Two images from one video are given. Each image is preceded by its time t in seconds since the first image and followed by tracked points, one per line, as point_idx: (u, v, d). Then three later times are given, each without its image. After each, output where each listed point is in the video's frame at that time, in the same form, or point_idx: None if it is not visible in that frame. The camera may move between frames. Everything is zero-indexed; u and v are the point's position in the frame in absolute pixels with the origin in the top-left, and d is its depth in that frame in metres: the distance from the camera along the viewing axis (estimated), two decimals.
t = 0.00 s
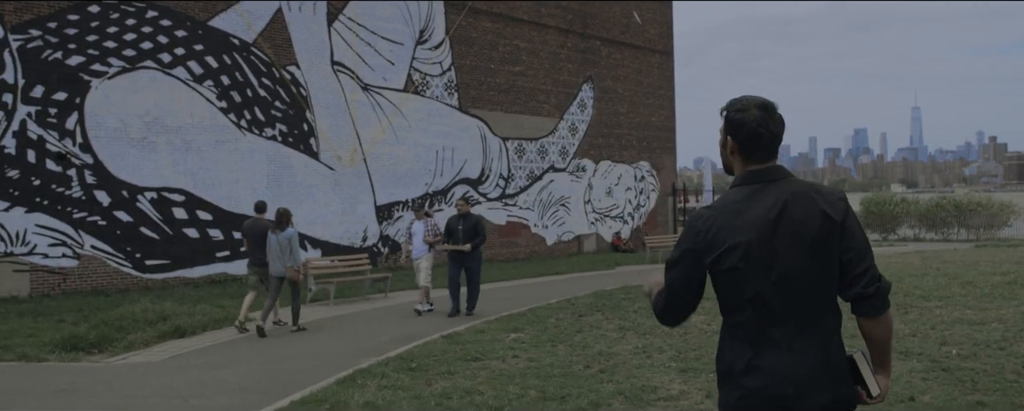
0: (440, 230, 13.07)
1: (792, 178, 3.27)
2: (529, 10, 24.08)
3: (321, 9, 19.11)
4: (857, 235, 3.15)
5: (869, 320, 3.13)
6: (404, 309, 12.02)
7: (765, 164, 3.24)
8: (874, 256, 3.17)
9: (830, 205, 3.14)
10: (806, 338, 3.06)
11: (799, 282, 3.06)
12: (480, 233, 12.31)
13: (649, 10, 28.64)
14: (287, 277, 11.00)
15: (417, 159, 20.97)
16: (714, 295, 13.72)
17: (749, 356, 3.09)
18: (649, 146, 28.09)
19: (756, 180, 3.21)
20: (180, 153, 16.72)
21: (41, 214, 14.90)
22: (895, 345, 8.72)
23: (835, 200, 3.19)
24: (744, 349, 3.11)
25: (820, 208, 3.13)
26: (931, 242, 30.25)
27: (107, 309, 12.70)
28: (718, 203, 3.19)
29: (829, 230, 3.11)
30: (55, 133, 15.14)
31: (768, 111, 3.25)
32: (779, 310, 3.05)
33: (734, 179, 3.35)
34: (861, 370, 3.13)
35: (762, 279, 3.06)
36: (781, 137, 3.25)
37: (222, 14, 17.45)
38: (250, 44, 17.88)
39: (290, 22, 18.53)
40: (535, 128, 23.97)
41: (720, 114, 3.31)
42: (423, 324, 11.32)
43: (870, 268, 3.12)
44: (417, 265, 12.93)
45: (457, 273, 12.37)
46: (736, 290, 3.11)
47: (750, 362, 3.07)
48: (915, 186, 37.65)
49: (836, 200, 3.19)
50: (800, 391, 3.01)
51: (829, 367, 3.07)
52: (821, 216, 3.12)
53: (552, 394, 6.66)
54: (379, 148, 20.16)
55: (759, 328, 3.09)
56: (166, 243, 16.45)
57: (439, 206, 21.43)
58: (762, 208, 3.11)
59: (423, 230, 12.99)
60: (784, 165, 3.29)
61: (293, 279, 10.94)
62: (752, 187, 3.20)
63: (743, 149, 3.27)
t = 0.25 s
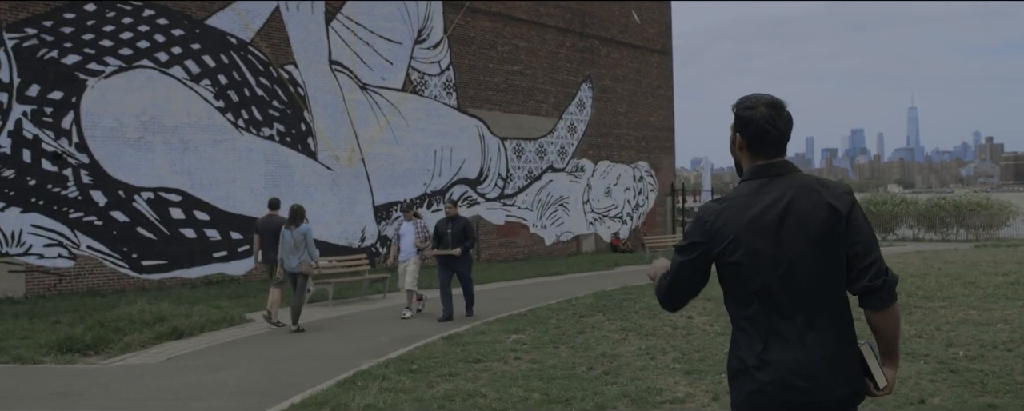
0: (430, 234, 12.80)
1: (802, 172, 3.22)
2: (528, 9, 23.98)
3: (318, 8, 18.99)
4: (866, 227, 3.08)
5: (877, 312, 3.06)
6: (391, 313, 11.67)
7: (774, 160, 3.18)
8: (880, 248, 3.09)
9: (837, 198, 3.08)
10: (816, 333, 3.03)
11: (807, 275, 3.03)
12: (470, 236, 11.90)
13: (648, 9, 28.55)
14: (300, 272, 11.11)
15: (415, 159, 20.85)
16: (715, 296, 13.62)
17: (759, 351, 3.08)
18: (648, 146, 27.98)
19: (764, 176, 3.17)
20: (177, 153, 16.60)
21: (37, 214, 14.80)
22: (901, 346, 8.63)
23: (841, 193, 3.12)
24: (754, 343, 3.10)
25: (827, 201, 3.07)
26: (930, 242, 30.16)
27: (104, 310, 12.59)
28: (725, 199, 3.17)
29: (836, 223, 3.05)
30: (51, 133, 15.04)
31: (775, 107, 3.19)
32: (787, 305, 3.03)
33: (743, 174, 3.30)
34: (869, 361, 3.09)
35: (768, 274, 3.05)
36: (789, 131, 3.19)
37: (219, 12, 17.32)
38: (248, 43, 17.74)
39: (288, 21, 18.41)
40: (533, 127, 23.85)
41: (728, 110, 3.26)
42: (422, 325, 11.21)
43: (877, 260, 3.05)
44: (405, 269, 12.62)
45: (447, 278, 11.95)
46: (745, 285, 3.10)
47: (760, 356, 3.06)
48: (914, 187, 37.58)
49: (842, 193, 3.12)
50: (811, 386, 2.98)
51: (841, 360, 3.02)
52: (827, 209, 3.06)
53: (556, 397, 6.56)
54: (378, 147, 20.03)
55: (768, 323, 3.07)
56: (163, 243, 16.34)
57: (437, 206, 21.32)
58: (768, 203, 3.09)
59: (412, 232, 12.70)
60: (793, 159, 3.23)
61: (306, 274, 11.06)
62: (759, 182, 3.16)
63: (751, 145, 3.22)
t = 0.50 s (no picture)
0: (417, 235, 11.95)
1: (817, 176, 3.25)
2: (526, 9, 23.89)
3: (316, 8, 18.87)
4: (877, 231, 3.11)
5: (885, 315, 3.07)
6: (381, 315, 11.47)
7: (790, 164, 3.21)
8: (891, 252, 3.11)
9: (851, 202, 3.12)
10: (827, 333, 3.07)
11: (820, 278, 3.07)
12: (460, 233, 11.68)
13: (646, 9, 28.48)
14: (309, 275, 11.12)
15: (413, 160, 20.73)
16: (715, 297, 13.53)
17: (772, 350, 3.12)
18: (646, 147, 27.89)
19: (781, 179, 3.20)
20: (173, 154, 16.49)
21: (32, 215, 14.69)
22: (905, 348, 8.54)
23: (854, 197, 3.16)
24: (768, 342, 3.15)
25: (840, 206, 3.11)
26: (929, 242, 30.05)
27: (100, 312, 12.48)
28: (742, 201, 3.20)
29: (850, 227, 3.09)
30: (46, 133, 14.93)
31: (794, 111, 3.20)
32: (800, 305, 3.08)
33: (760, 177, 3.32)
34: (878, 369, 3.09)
35: (783, 275, 3.09)
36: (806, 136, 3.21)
37: (215, 12, 17.20)
38: (245, 43, 17.63)
39: (285, 21, 18.30)
40: (531, 128, 23.74)
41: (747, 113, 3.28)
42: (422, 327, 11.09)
43: (886, 264, 3.06)
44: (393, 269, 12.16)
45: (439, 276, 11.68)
46: (760, 286, 3.14)
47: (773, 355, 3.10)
48: (911, 187, 37.53)
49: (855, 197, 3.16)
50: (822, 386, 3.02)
51: (851, 362, 3.06)
52: (841, 213, 3.10)
53: (558, 401, 6.47)
54: (375, 148, 19.92)
55: (781, 323, 3.12)
56: (159, 244, 16.24)
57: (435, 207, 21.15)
58: (784, 205, 3.13)
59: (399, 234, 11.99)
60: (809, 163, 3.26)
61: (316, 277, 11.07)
62: (774, 186, 3.20)
63: (768, 149, 3.24)
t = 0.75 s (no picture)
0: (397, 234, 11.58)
1: (843, 181, 3.33)
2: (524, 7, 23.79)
3: (313, 6, 18.75)
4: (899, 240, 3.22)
5: (909, 324, 3.17)
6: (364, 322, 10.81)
7: (823, 166, 3.26)
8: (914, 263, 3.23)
9: (880, 210, 3.22)
10: (852, 335, 3.14)
11: (851, 281, 3.14)
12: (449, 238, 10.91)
13: (644, 8, 28.39)
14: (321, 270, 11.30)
15: (410, 158, 20.61)
16: (716, 297, 13.43)
17: (800, 350, 3.14)
18: (644, 146, 27.79)
19: (814, 180, 3.24)
20: (169, 152, 16.36)
21: (25, 214, 14.56)
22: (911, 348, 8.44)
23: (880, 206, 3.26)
24: (796, 342, 3.15)
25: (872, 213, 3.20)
26: (927, 242, 29.97)
27: (95, 312, 12.36)
28: (778, 199, 3.20)
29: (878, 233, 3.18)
30: (40, 131, 14.81)
31: (828, 114, 3.27)
32: (831, 308, 3.13)
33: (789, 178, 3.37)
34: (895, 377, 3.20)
35: (819, 275, 3.12)
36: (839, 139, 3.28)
37: (211, 10, 17.08)
38: (241, 40, 17.50)
39: (281, 19, 18.17)
40: (529, 127, 23.62)
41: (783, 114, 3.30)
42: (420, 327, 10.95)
43: (913, 275, 3.18)
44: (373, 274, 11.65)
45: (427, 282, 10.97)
46: (794, 286, 3.15)
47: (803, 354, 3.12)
48: (908, 186, 37.48)
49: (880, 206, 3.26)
50: (846, 385, 3.10)
51: (868, 365, 3.16)
52: (873, 220, 3.18)
53: (561, 402, 6.37)
54: (372, 146, 19.80)
55: (813, 324, 3.13)
56: (154, 244, 16.12)
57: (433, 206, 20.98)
58: (819, 207, 3.16)
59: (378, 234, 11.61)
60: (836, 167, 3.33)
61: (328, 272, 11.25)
62: (810, 186, 3.22)
63: (802, 151, 3.28)
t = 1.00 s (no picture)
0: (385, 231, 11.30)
1: (885, 174, 3.37)
2: (523, 5, 23.66)
3: (312, 3, 18.62)
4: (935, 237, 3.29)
5: (940, 320, 3.29)
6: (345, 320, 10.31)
7: (865, 158, 3.31)
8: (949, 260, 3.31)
9: (920, 205, 3.26)
10: (885, 325, 3.18)
11: (888, 272, 3.18)
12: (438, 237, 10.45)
13: (643, 7, 28.27)
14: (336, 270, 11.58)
15: (410, 157, 20.48)
16: (719, 297, 13.32)
17: (836, 337, 3.16)
18: (643, 145, 27.67)
19: (856, 170, 3.28)
20: (167, 150, 16.24)
21: (22, 213, 14.44)
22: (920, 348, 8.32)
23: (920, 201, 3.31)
24: (832, 329, 3.17)
25: (912, 206, 3.24)
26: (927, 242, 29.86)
27: (92, 311, 12.23)
28: (818, 186, 3.24)
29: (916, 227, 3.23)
30: (37, 129, 14.68)
31: (873, 106, 3.31)
32: (868, 296, 3.16)
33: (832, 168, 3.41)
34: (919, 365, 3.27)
35: (858, 263, 3.14)
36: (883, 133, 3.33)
37: (209, 7, 16.94)
38: (240, 38, 17.37)
39: (280, 16, 18.05)
40: (528, 126, 23.49)
41: (827, 106, 3.35)
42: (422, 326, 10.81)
43: (948, 272, 3.27)
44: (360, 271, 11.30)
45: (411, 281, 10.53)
46: (834, 273, 3.17)
47: (838, 339, 3.14)
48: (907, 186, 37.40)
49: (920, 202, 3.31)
50: (877, 371, 3.15)
51: (898, 356, 3.21)
52: (914, 215, 3.22)
53: (569, 404, 6.26)
54: (372, 145, 19.68)
55: (849, 311, 3.16)
56: (152, 243, 16.01)
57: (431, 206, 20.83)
58: (861, 195, 3.20)
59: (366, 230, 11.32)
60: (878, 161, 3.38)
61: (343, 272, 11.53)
62: (853, 177, 3.26)
63: (847, 142, 3.33)
